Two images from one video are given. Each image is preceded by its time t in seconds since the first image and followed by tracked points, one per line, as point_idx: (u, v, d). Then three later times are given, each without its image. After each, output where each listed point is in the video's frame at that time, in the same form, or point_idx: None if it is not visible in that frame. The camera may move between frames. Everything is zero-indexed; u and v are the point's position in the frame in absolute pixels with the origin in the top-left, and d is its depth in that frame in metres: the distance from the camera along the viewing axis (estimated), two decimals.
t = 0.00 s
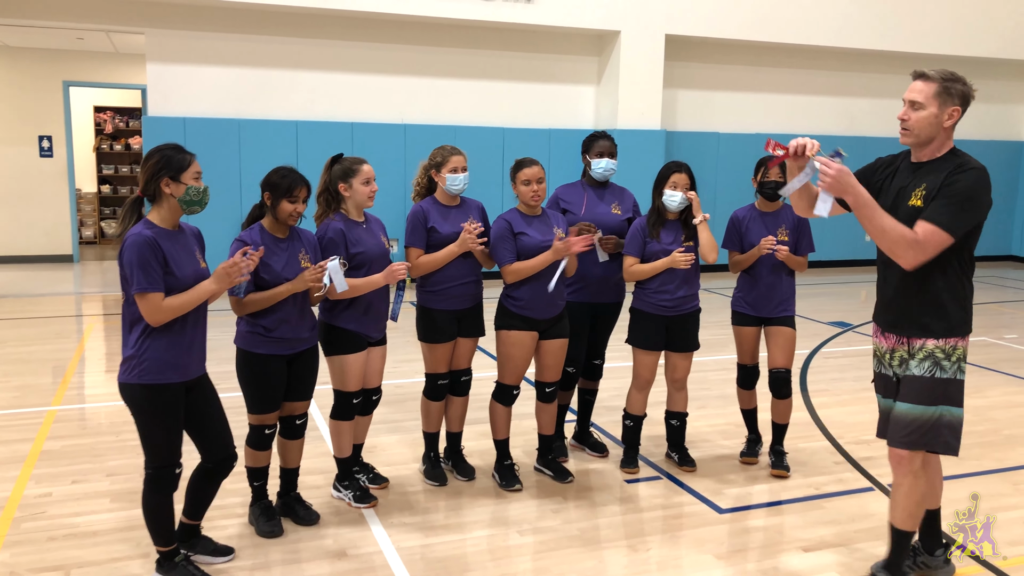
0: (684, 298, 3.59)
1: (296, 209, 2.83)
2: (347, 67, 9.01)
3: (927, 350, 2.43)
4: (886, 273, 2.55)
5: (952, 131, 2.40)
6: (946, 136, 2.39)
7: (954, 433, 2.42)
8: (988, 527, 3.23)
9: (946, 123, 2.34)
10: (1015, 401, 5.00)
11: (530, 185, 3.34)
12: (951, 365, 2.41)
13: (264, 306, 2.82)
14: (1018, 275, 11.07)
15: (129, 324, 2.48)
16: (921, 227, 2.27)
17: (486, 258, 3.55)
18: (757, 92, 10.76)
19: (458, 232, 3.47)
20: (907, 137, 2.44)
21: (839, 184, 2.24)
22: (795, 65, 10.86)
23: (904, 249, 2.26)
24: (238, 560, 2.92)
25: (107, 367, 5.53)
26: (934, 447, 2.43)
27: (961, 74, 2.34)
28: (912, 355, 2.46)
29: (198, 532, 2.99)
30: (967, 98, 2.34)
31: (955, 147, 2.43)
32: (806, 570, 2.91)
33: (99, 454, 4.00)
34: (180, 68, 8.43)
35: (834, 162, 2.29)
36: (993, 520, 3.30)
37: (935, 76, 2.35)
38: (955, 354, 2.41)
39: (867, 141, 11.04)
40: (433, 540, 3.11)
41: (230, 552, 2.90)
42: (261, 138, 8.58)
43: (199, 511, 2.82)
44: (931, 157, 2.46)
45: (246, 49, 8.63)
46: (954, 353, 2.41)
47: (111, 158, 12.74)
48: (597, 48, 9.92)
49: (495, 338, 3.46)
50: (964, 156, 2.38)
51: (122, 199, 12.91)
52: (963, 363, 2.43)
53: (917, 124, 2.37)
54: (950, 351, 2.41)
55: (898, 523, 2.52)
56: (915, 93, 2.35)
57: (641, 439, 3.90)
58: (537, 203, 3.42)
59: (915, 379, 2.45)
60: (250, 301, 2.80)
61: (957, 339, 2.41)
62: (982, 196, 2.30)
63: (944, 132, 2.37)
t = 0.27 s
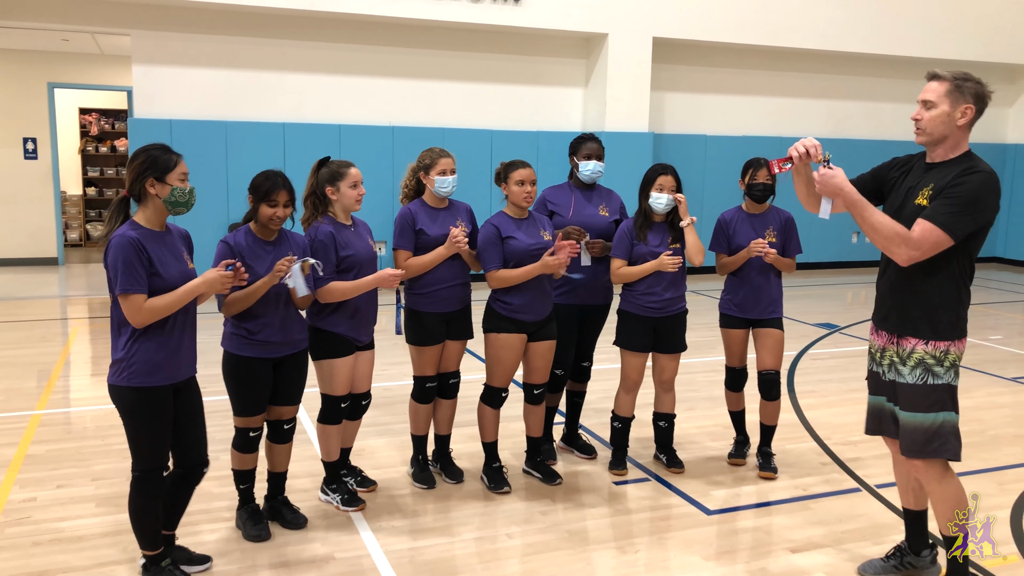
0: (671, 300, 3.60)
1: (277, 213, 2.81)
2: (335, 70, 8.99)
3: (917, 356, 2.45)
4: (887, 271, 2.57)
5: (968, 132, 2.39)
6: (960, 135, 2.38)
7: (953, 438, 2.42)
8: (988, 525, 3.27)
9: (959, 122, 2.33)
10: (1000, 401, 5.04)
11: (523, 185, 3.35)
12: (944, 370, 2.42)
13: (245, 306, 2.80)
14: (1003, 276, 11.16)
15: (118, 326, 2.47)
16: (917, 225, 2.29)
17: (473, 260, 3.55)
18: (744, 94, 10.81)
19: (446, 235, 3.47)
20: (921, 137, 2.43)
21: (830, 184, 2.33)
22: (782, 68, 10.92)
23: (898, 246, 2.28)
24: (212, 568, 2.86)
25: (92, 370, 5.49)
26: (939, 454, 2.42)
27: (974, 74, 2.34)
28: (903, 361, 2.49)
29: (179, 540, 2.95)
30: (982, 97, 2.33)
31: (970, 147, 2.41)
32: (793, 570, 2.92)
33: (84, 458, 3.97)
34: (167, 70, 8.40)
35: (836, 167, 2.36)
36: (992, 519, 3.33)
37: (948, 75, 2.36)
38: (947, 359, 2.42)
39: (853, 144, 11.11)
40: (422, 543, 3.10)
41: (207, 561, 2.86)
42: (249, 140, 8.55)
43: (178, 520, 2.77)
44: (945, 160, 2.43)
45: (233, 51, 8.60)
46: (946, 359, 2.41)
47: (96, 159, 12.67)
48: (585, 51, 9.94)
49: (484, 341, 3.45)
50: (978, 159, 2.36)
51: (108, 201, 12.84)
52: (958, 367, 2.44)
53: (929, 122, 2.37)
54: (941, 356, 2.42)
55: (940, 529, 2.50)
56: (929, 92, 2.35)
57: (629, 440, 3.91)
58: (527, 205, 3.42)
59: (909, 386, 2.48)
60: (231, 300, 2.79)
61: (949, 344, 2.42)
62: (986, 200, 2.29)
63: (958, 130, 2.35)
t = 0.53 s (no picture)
0: (662, 301, 3.60)
1: (258, 217, 2.80)
2: (326, 71, 8.98)
3: (917, 359, 2.46)
4: (887, 272, 2.57)
5: (985, 136, 2.38)
6: (977, 139, 2.37)
7: (951, 442, 2.43)
8: (988, 525, 3.28)
9: (978, 123, 2.33)
10: (988, 401, 5.08)
11: (518, 185, 3.37)
12: (943, 375, 2.42)
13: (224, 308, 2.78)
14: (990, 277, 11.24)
15: (112, 325, 2.45)
16: (921, 231, 2.30)
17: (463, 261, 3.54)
18: (734, 96, 10.85)
19: (437, 236, 3.46)
20: (938, 138, 2.42)
21: (837, 186, 2.34)
22: (772, 69, 10.96)
23: (900, 251, 2.30)
24: (202, 572, 2.84)
25: (81, 373, 5.46)
26: (936, 458, 2.43)
27: (996, 78, 2.34)
28: (902, 363, 2.49)
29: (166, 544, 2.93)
30: (1004, 102, 2.32)
31: (986, 153, 2.40)
32: (784, 570, 2.92)
33: (72, 461, 3.94)
34: (156, 71, 8.36)
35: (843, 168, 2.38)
36: (992, 519, 3.34)
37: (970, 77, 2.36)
38: (946, 363, 2.42)
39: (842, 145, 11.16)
40: (413, 546, 3.09)
41: (195, 564, 2.83)
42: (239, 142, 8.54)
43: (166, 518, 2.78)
44: (959, 163, 2.42)
45: (223, 52, 8.57)
46: (945, 363, 2.41)
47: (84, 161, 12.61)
48: (575, 53, 9.96)
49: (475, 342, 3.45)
50: (992, 164, 2.36)
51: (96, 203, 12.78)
52: (957, 372, 2.44)
53: (948, 123, 2.36)
54: (940, 360, 2.42)
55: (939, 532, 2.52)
56: (950, 92, 2.35)
57: (620, 441, 3.91)
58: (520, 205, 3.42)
59: (907, 388, 2.49)
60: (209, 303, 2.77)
61: (948, 348, 2.42)
62: (993, 207, 2.29)
63: (976, 133, 2.35)
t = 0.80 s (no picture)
0: (654, 303, 3.61)
1: (245, 219, 2.78)
2: (318, 73, 8.97)
3: (913, 362, 2.46)
4: (887, 274, 2.58)
5: (995, 141, 2.39)
6: (987, 143, 2.38)
7: (943, 446, 2.44)
8: (988, 525, 3.30)
9: (988, 127, 2.33)
10: (979, 401, 5.10)
11: (512, 188, 3.36)
12: (938, 379, 2.43)
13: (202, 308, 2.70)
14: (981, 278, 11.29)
15: (106, 325, 2.44)
16: (925, 234, 2.30)
17: (456, 263, 3.55)
18: (727, 98, 10.88)
19: (429, 238, 3.46)
20: (947, 139, 2.43)
21: (842, 186, 2.32)
22: (764, 71, 10.99)
23: (903, 254, 2.29)
24: None
25: (72, 376, 5.43)
26: (928, 461, 2.44)
27: (1010, 83, 2.35)
28: (897, 366, 2.50)
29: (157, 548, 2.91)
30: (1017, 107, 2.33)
31: (994, 158, 2.41)
32: (776, 571, 2.93)
33: (63, 465, 3.92)
34: (148, 72, 8.34)
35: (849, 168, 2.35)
36: (991, 518, 3.36)
37: (984, 80, 2.37)
38: (942, 367, 2.43)
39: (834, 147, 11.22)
40: (405, 548, 3.08)
41: (188, 567, 2.82)
42: (231, 144, 8.53)
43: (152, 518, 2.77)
44: (966, 166, 2.43)
45: (215, 54, 8.55)
46: (941, 367, 2.42)
47: (75, 163, 12.56)
48: (568, 54, 9.97)
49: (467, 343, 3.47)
50: (1000, 169, 2.37)
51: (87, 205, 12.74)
52: (953, 376, 2.44)
53: (958, 125, 2.37)
54: (936, 364, 2.43)
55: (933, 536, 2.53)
56: (964, 94, 2.36)
57: (613, 443, 3.91)
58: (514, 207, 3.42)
59: (901, 391, 2.50)
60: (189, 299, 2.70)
61: (945, 352, 2.42)
62: (997, 213, 2.30)
63: (986, 136, 2.35)
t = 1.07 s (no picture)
0: (654, 304, 3.60)
1: (242, 214, 2.78)
2: (317, 74, 8.96)
3: (915, 365, 2.46)
4: (891, 275, 2.58)
5: (1001, 142, 2.38)
6: (993, 144, 2.37)
7: (945, 449, 2.44)
8: (988, 525, 3.30)
9: (994, 128, 2.33)
10: (979, 402, 5.10)
11: (511, 189, 3.36)
12: (940, 382, 2.43)
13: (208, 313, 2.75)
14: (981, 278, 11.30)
15: (107, 328, 2.44)
16: (928, 235, 2.30)
17: (455, 265, 3.54)
18: (726, 98, 10.88)
19: (428, 240, 3.46)
20: (953, 140, 2.43)
21: (846, 185, 2.33)
22: (763, 72, 11.00)
23: (903, 254, 2.29)
24: None
25: (72, 379, 5.42)
26: (929, 464, 2.44)
27: (1017, 84, 2.35)
28: (900, 368, 2.50)
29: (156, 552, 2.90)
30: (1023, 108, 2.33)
31: (999, 160, 2.40)
32: (776, 572, 2.93)
33: (63, 467, 3.92)
34: (146, 75, 8.34)
35: (853, 170, 2.36)
36: (991, 519, 3.36)
37: (991, 81, 2.37)
38: (944, 370, 2.43)
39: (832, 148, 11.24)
40: (405, 550, 3.08)
41: (187, 571, 2.81)
42: (230, 146, 8.54)
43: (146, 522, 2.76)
44: (971, 168, 2.43)
45: (214, 56, 8.55)
46: (943, 370, 2.42)
47: (74, 165, 12.55)
48: (567, 56, 9.97)
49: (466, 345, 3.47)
50: (1005, 171, 2.37)
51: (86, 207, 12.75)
52: (956, 379, 2.44)
53: (964, 125, 2.37)
54: (938, 367, 2.43)
55: (936, 538, 2.52)
56: (970, 94, 2.36)
57: (613, 444, 3.90)
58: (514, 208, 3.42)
59: (903, 394, 2.50)
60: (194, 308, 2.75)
61: (948, 355, 2.42)
62: (1002, 214, 2.29)
63: (992, 138, 2.35)
